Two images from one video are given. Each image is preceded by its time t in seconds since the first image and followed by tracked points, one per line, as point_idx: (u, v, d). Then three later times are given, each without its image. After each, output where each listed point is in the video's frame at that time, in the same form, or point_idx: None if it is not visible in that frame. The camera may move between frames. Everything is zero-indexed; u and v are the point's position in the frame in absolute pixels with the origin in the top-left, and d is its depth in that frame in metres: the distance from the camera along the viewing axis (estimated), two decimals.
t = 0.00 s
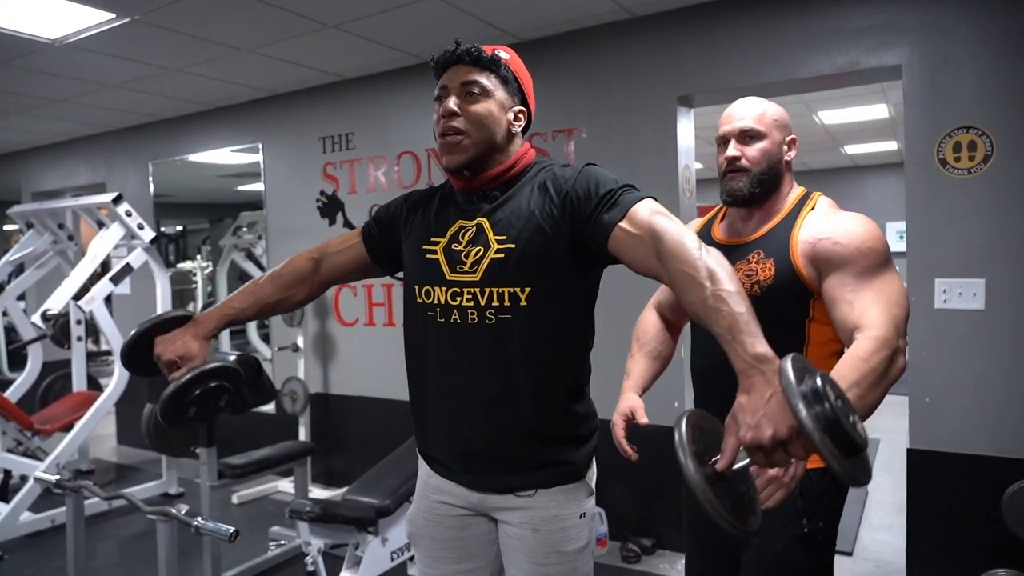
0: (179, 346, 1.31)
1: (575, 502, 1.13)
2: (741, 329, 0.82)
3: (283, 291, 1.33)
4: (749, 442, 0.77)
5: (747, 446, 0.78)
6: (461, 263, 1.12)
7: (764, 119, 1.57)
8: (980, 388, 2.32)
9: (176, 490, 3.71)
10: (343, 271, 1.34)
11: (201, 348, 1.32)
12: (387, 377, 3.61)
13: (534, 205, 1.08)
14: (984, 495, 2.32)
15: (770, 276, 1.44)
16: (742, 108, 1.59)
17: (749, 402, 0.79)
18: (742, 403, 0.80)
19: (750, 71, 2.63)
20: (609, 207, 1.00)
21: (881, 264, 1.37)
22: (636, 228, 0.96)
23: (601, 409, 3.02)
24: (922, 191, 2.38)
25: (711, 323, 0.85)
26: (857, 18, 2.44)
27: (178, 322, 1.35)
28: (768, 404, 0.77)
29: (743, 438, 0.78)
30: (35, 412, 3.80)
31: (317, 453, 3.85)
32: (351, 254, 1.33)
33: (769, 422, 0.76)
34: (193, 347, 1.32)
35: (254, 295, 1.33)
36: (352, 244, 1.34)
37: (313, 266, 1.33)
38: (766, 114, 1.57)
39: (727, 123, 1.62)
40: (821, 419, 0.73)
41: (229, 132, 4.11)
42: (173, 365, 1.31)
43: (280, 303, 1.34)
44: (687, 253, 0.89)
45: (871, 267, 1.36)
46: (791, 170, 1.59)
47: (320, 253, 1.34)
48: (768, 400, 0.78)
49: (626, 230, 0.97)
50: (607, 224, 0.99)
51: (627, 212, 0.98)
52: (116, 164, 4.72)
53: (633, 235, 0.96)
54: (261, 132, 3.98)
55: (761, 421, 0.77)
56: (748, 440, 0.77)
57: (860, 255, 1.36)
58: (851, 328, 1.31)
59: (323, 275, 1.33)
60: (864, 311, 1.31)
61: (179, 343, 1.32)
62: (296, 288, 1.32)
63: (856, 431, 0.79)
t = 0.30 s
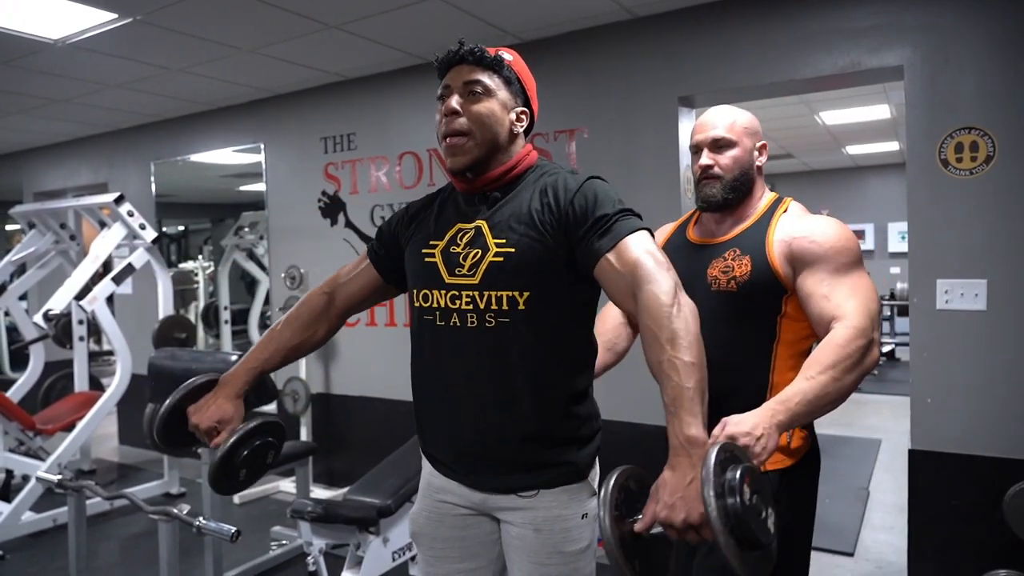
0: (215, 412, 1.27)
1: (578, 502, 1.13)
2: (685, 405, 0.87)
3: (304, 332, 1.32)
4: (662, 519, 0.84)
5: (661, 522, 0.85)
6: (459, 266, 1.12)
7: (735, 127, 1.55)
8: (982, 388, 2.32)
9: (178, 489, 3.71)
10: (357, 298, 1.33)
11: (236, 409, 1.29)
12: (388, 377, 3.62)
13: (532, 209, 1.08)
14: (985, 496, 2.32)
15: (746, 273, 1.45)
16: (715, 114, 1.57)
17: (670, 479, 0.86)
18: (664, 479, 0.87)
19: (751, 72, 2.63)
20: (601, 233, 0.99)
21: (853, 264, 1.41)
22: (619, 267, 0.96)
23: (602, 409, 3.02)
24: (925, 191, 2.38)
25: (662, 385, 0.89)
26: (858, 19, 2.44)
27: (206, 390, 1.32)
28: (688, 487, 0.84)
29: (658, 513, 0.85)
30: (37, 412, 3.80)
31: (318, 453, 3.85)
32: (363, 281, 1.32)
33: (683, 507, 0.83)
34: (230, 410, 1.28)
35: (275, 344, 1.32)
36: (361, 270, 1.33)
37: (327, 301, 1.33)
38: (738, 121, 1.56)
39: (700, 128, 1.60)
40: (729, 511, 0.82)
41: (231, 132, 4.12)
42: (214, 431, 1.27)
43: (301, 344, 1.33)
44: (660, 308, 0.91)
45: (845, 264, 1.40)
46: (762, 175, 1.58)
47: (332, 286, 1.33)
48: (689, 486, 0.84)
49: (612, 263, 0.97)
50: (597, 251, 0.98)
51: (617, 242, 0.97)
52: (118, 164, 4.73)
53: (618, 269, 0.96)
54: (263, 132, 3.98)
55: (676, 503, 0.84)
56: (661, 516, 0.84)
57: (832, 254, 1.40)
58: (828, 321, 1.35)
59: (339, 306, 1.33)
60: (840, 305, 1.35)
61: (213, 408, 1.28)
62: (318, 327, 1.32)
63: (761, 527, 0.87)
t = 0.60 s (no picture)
0: (252, 451, 1.29)
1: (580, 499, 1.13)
2: (633, 439, 0.91)
3: (325, 355, 1.31)
4: (593, 544, 0.88)
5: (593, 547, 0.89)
6: (459, 260, 1.12)
7: (682, 131, 1.62)
8: (983, 388, 2.32)
9: (180, 486, 3.72)
10: (372, 314, 1.32)
11: (274, 443, 1.30)
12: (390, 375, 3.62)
13: (532, 206, 1.08)
14: (986, 496, 2.32)
15: (713, 274, 1.49)
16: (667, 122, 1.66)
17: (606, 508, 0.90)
18: (601, 507, 0.91)
19: (755, 71, 2.62)
20: (593, 245, 1.00)
21: (818, 265, 1.49)
22: (602, 288, 0.98)
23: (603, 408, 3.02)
24: (928, 190, 2.37)
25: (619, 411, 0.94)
26: (861, 18, 2.43)
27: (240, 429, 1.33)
28: (621, 517, 0.88)
29: (589, 537, 0.90)
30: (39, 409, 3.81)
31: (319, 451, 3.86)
32: (375, 295, 1.31)
33: (613, 537, 0.87)
34: (268, 445, 1.30)
35: (298, 371, 1.31)
36: (373, 285, 1.32)
37: (343, 320, 1.31)
38: (686, 124, 1.63)
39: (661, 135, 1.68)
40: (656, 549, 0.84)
41: (233, 129, 4.12)
42: (256, 469, 1.29)
43: (324, 367, 1.32)
44: (630, 336, 0.94)
45: (809, 263, 1.46)
46: (722, 166, 1.61)
47: (345, 305, 1.32)
48: (623, 519, 0.89)
49: (599, 278, 0.98)
50: (588, 262, 0.99)
51: (606, 260, 0.98)
52: (121, 161, 4.73)
53: (603, 286, 0.98)
54: (265, 130, 3.98)
55: (607, 533, 0.88)
56: (593, 542, 0.88)
57: (797, 252, 1.45)
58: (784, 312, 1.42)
59: (354, 323, 1.32)
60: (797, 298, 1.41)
61: (250, 447, 1.29)
62: (339, 347, 1.32)
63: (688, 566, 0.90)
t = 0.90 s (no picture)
0: (297, 470, 1.26)
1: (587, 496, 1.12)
2: (602, 451, 0.92)
3: (352, 365, 1.30)
4: (553, 548, 0.90)
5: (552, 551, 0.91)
6: (465, 259, 1.11)
7: (604, 139, 1.65)
8: (991, 385, 2.31)
9: (188, 480, 3.74)
10: (394, 317, 1.32)
11: (317, 460, 1.27)
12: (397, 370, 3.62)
13: (537, 204, 1.07)
14: (994, 494, 2.31)
15: (662, 267, 1.50)
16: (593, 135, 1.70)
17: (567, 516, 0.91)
18: (564, 514, 0.92)
19: (763, 66, 2.61)
20: (593, 250, 1.00)
21: (759, 241, 1.49)
22: (597, 296, 0.99)
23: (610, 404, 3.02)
24: (937, 186, 2.36)
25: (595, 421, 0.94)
26: (870, 12, 2.42)
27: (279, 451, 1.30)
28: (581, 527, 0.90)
29: (549, 542, 0.91)
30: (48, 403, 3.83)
31: (326, 446, 3.88)
32: (394, 298, 1.31)
33: (571, 547, 0.89)
34: (311, 463, 1.27)
35: (329, 384, 1.30)
36: (393, 291, 1.31)
37: (364, 327, 1.31)
38: (611, 134, 1.65)
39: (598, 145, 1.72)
40: (610, 563, 0.85)
41: (240, 125, 4.12)
42: (303, 487, 1.25)
43: (354, 374, 1.30)
44: (615, 347, 0.94)
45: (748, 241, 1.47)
46: (648, 164, 1.63)
47: (365, 313, 1.31)
48: (583, 529, 0.90)
49: (594, 287, 0.99)
50: (588, 265, 1.00)
51: (602, 269, 0.99)
52: (129, 157, 4.75)
53: (596, 294, 0.99)
54: (272, 125, 3.99)
55: (566, 541, 0.89)
56: (552, 547, 0.90)
57: (735, 229, 1.46)
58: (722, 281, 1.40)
59: (378, 328, 1.31)
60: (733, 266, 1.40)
61: (293, 466, 1.26)
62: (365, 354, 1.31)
63: None
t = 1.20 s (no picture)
0: (321, 474, 1.23)
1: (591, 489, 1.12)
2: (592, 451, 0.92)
3: (367, 364, 1.29)
4: (540, 543, 0.91)
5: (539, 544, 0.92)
6: (470, 251, 1.11)
7: (575, 127, 1.58)
8: (996, 379, 2.30)
9: (193, 473, 3.76)
10: (405, 314, 1.31)
11: (341, 463, 1.26)
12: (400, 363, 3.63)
13: (543, 197, 1.07)
14: (1000, 488, 2.30)
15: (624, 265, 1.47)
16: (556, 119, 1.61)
17: (555, 515, 0.92)
18: (551, 512, 0.93)
19: (768, 58, 2.60)
20: (597, 247, 1.00)
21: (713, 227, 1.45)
22: (597, 295, 0.98)
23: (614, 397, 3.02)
24: (943, 179, 2.35)
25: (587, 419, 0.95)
26: (877, 3, 2.40)
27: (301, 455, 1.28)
28: (567, 528, 0.91)
29: (536, 537, 0.92)
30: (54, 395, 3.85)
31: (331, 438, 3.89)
32: (405, 295, 1.31)
33: (558, 546, 0.90)
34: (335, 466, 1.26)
35: (347, 384, 1.28)
36: (403, 289, 1.31)
37: (377, 324, 1.30)
38: (593, 125, 1.59)
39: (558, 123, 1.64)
40: (596, 564, 0.87)
41: (245, 118, 4.12)
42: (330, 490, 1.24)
43: (371, 373, 1.29)
44: (610, 349, 0.93)
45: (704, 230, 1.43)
46: (614, 162, 1.63)
47: (377, 311, 1.31)
48: (570, 527, 0.91)
49: (596, 286, 0.99)
50: (592, 262, 0.99)
51: (604, 269, 0.98)
52: (133, 150, 4.75)
53: (597, 293, 0.98)
54: (276, 118, 3.98)
55: (553, 539, 0.91)
56: (540, 541, 0.91)
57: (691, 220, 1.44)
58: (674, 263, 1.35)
59: (390, 325, 1.31)
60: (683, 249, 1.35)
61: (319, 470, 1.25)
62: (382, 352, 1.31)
63: None
